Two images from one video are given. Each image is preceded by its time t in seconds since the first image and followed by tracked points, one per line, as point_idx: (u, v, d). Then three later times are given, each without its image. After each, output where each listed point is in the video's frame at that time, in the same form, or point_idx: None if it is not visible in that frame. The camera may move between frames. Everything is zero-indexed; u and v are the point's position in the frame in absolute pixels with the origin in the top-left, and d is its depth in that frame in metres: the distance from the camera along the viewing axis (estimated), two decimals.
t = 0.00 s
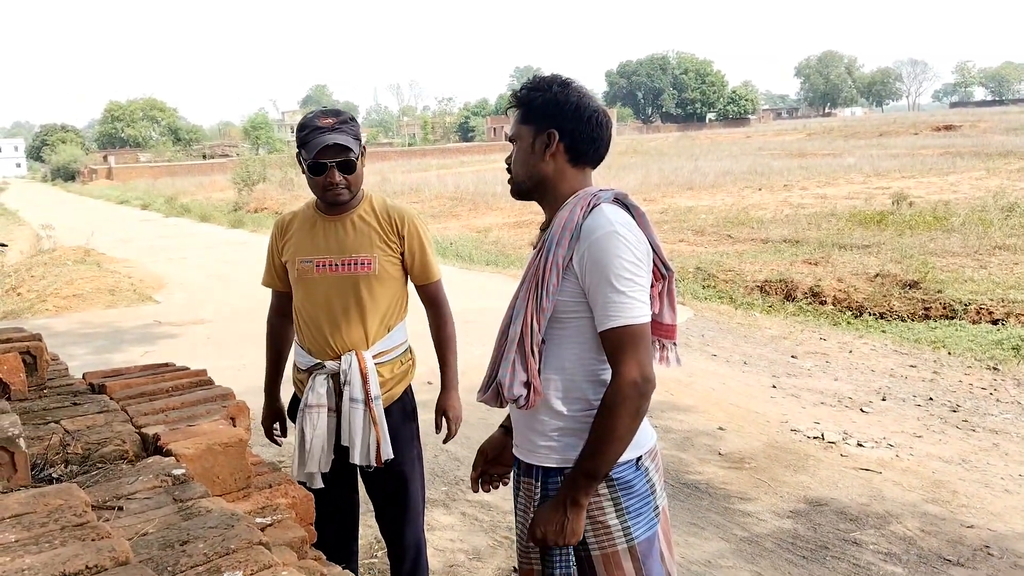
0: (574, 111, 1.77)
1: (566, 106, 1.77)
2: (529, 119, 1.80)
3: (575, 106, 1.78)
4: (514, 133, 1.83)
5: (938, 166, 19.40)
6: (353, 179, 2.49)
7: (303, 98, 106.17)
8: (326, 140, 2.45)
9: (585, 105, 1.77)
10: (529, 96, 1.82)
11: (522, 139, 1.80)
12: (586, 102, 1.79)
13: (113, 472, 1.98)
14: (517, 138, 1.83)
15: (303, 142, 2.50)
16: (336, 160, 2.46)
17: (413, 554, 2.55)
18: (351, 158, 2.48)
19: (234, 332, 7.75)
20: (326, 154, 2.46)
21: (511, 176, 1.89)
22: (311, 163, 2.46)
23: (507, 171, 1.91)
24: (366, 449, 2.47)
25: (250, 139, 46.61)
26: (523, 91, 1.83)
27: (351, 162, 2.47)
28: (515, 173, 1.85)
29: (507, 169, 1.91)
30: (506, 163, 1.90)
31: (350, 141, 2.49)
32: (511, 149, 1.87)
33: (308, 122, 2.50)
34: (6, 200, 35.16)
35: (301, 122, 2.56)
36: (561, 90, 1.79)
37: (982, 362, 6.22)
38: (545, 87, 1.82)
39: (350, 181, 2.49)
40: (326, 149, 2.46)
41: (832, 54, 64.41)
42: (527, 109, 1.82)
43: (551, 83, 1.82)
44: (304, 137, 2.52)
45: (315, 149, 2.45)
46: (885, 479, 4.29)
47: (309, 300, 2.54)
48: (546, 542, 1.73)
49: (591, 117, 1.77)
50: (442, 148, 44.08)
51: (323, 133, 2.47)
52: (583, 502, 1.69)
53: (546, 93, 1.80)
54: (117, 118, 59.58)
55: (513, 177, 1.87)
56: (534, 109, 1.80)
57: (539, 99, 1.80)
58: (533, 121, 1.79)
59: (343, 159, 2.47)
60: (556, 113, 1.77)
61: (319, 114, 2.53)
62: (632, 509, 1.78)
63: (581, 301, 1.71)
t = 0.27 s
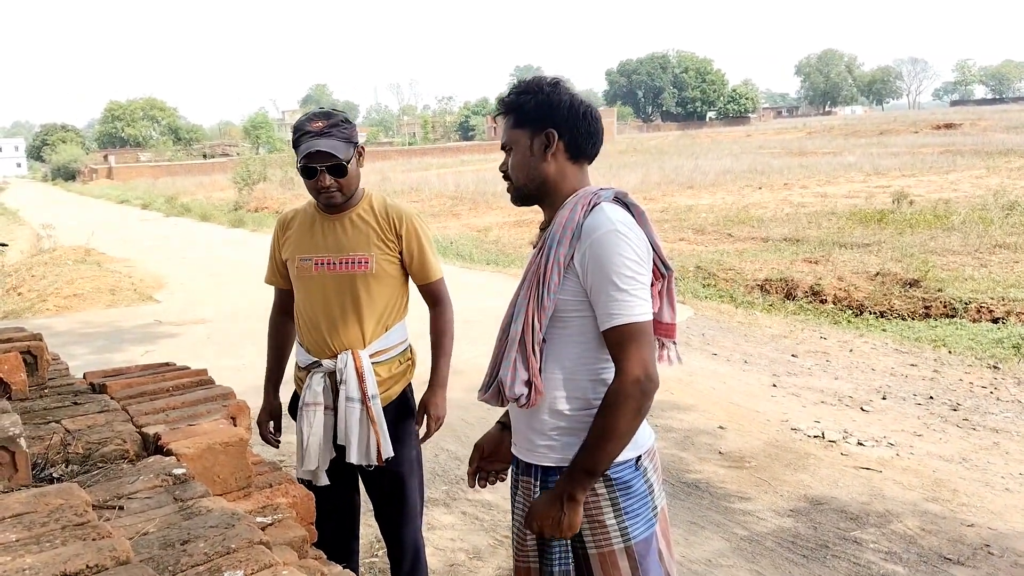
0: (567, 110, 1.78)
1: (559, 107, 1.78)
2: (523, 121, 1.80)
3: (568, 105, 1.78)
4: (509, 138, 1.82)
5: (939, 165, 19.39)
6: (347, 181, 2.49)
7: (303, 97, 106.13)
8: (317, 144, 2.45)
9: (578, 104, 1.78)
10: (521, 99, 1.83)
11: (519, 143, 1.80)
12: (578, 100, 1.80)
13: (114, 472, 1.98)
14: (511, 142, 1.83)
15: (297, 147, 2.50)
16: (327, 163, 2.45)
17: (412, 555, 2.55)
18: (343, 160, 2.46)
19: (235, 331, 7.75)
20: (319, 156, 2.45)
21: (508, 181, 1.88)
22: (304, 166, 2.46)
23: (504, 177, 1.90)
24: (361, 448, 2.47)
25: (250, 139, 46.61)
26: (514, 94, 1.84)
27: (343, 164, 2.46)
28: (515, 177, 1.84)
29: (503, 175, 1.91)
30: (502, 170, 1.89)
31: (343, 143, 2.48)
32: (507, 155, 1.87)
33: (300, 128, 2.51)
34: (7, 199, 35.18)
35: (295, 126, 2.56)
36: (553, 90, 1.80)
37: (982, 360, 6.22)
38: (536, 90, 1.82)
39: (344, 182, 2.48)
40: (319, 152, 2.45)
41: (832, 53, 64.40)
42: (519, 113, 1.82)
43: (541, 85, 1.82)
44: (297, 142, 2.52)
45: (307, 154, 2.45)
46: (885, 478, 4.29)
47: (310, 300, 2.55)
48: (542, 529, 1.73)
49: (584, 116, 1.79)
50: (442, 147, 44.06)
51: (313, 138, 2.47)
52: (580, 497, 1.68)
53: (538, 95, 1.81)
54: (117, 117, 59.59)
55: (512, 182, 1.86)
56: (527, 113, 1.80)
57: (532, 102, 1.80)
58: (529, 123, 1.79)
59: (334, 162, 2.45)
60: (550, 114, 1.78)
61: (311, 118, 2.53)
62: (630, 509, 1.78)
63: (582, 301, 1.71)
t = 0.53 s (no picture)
0: (551, 112, 1.78)
1: (542, 110, 1.78)
2: (507, 128, 1.79)
3: (551, 107, 1.79)
4: (494, 147, 1.82)
5: (937, 164, 19.40)
6: (339, 182, 2.49)
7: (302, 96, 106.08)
8: (306, 146, 2.45)
9: (561, 106, 1.79)
10: (503, 106, 1.82)
11: (505, 150, 1.80)
12: (561, 103, 1.81)
13: (113, 471, 1.98)
14: (497, 149, 1.82)
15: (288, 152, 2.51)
16: (319, 163, 2.46)
17: (409, 556, 2.54)
18: (332, 160, 2.46)
19: (234, 331, 7.75)
20: (310, 158, 2.46)
21: (498, 188, 1.88)
22: (295, 168, 2.47)
23: (492, 185, 1.90)
24: (349, 448, 2.48)
25: (249, 138, 46.58)
26: (497, 102, 1.83)
27: (336, 163, 2.46)
28: (505, 184, 1.84)
29: (491, 183, 1.91)
30: (489, 178, 1.89)
31: (333, 142, 2.49)
32: (494, 164, 1.86)
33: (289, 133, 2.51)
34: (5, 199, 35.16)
35: (285, 130, 2.57)
36: (534, 95, 1.80)
37: (980, 360, 6.22)
38: (516, 96, 1.82)
39: (336, 183, 2.48)
40: (309, 153, 2.46)
41: (831, 53, 64.41)
42: (501, 121, 1.81)
43: (521, 90, 1.83)
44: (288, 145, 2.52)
45: (301, 153, 2.46)
46: (884, 477, 4.29)
47: (309, 302, 2.55)
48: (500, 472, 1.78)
49: (568, 117, 1.79)
50: (441, 146, 44.03)
51: (304, 140, 2.48)
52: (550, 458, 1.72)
53: (521, 100, 1.81)
54: (116, 116, 59.56)
55: (502, 189, 1.86)
56: (509, 119, 1.80)
57: (514, 108, 1.80)
58: (513, 129, 1.79)
59: (326, 160, 2.46)
60: (535, 117, 1.78)
61: (299, 121, 2.53)
62: (631, 508, 1.79)
63: (582, 298, 1.71)
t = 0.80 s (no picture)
0: (554, 115, 1.79)
1: (546, 111, 1.79)
2: (511, 128, 1.80)
3: (554, 110, 1.79)
4: (495, 147, 1.82)
5: (937, 168, 19.42)
6: (341, 183, 2.50)
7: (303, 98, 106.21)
8: (309, 147, 2.47)
9: (564, 109, 1.80)
10: (506, 107, 1.83)
11: (507, 150, 1.80)
12: (564, 107, 1.81)
13: (114, 472, 1.99)
14: (498, 148, 1.82)
15: (291, 152, 2.52)
16: (323, 163, 2.46)
17: (409, 556, 2.55)
18: (336, 161, 2.47)
19: (234, 332, 7.75)
20: (314, 158, 2.47)
21: (497, 188, 1.88)
22: (299, 169, 2.47)
23: (491, 186, 1.90)
24: (350, 450, 2.48)
25: (251, 140, 46.61)
26: (500, 102, 1.84)
27: (340, 164, 2.48)
28: (504, 185, 1.84)
29: (490, 183, 1.91)
30: (489, 179, 1.89)
31: (337, 144, 2.50)
32: (494, 163, 1.86)
33: (292, 132, 2.52)
34: (7, 199, 35.22)
35: (289, 129, 2.57)
36: (538, 98, 1.80)
37: (980, 364, 6.22)
38: (520, 97, 1.83)
39: (339, 184, 2.49)
40: (314, 154, 2.47)
41: (832, 57, 64.48)
42: (504, 121, 1.81)
43: (525, 92, 1.83)
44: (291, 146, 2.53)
45: (305, 155, 2.47)
46: (884, 481, 4.29)
47: (310, 303, 2.55)
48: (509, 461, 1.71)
49: (570, 121, 1.80)
50: (441, 148, 44.04)
51: (308, 140, 2.49)
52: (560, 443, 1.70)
53: (525, 101, 1.81)
54: (117, 118, 59.66)
55: (501, 190, 1.86)
56: (512, 120, 1.80)
57: (518, 108, 1.80)
58: (515, 130, 1.79)
59: (330, 161, 2.47)
60: (537, 119, 1.78)
61: (304, 121, 2.54)
62: (632, 509, 1.79)
63: (587, 299, 1.71)
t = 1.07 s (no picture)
0: (555, 119, 1.78)
1: (546, 115, 1.79)
2: (510, 129, 1.80)
3: (555, 113, 1.79)
4: (496, 146, 1.82)
5: (939, 172, 19.41)
6: (344, 185, 2.50)
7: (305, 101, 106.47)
8: (317, 147, 2.47)
9: (565, 113, 1.80)
10: (508, 108, 1.83)
11: (506, 151, 1.80)
12: (565, 110, 1.81)
13: (115, 475, 1.99)
14: (497, 148, 1.83)
15: (295, 152, 2.52)
16: (327, 165, 2.48)
17: (411, 559, 2.55)
18: (343, 163, 2.49)
19: (235, 335, 7.76)
20: (320, 160, 2.48)
21: (494, 187, 1.89)
22: (305, 170, 2.48)
23: (488, 185, 1.90)
24: (354, 453, 2.47)
25: (252, 142, 46.68)
26: (502, 102, 1.84)
27: (345, 166, 2.49)
28: (501, 185, 1.84)
29: (488, 182, 1.91)
30: (487, 178, 1.89)
31: (341, 146, 2.52)
32: (493, 162, 1.87)
33: (297, 133, 2.52)
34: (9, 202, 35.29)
35: (293, 129, 2.58)
36: (540, 100, 1.80)
37: (982, 368, 6.22)
38: (522, 99, 1.83)
39: (344, 186, 2.49)
40: (319, 157, 2.48)
41: (834, 61, 64.52)
42: (506, 122, 1.81)
43: (527, 94, 1.83)
44: (296, 147, 2.54)
45: (310, 156, 2.47)
46: (885, 485, 4.28)
47: (311, 306, 2.55)
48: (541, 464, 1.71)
49: (570, 125, 1.80)
50: (443, 151, 44.09)
51: (314, 141, 2.49)
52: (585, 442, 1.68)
53: (526, 103, 1.81)
54: (120, 121, 59.80)
55: (498, 190, 1.86)
56: (513, 121, 1.80)
57: (518, 110, 1.81)
58: (515, 131, 1.79)
59: (335, 164, 2.48)
60: (537, 122, 1.78)
61: (309, 123, 2.54)
62: (636, 510, 1.79)
63: (589, 301, 1.72)
